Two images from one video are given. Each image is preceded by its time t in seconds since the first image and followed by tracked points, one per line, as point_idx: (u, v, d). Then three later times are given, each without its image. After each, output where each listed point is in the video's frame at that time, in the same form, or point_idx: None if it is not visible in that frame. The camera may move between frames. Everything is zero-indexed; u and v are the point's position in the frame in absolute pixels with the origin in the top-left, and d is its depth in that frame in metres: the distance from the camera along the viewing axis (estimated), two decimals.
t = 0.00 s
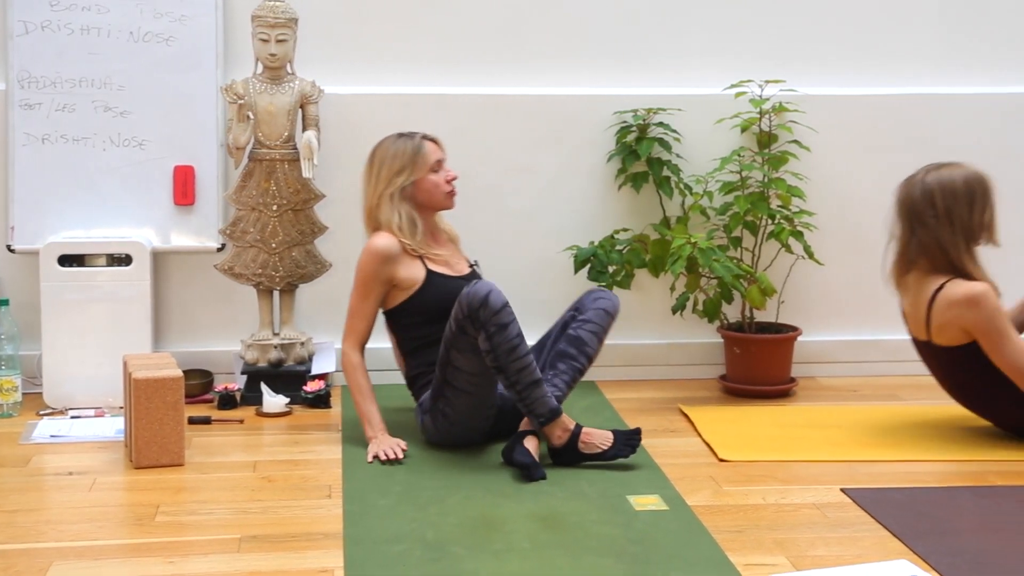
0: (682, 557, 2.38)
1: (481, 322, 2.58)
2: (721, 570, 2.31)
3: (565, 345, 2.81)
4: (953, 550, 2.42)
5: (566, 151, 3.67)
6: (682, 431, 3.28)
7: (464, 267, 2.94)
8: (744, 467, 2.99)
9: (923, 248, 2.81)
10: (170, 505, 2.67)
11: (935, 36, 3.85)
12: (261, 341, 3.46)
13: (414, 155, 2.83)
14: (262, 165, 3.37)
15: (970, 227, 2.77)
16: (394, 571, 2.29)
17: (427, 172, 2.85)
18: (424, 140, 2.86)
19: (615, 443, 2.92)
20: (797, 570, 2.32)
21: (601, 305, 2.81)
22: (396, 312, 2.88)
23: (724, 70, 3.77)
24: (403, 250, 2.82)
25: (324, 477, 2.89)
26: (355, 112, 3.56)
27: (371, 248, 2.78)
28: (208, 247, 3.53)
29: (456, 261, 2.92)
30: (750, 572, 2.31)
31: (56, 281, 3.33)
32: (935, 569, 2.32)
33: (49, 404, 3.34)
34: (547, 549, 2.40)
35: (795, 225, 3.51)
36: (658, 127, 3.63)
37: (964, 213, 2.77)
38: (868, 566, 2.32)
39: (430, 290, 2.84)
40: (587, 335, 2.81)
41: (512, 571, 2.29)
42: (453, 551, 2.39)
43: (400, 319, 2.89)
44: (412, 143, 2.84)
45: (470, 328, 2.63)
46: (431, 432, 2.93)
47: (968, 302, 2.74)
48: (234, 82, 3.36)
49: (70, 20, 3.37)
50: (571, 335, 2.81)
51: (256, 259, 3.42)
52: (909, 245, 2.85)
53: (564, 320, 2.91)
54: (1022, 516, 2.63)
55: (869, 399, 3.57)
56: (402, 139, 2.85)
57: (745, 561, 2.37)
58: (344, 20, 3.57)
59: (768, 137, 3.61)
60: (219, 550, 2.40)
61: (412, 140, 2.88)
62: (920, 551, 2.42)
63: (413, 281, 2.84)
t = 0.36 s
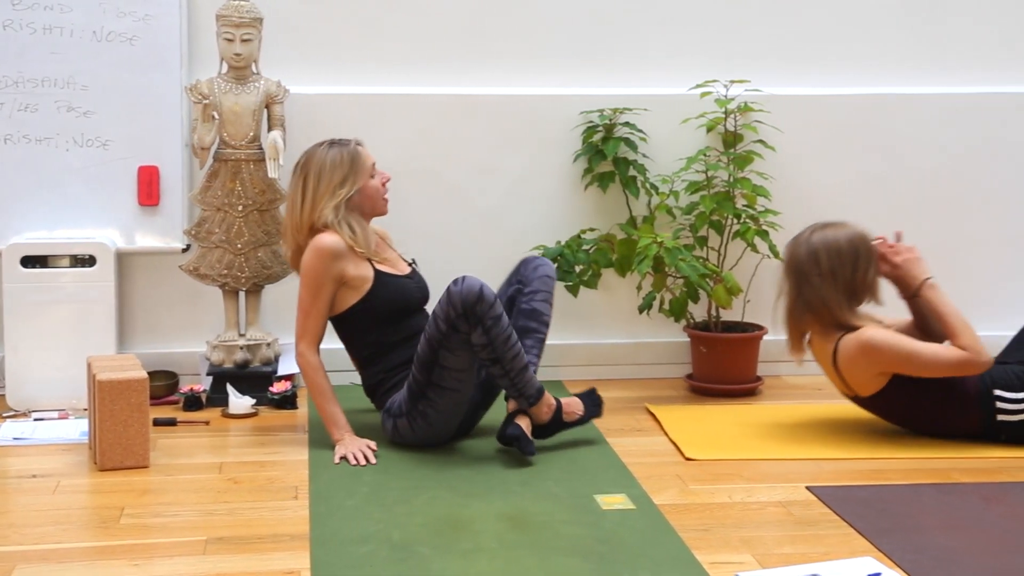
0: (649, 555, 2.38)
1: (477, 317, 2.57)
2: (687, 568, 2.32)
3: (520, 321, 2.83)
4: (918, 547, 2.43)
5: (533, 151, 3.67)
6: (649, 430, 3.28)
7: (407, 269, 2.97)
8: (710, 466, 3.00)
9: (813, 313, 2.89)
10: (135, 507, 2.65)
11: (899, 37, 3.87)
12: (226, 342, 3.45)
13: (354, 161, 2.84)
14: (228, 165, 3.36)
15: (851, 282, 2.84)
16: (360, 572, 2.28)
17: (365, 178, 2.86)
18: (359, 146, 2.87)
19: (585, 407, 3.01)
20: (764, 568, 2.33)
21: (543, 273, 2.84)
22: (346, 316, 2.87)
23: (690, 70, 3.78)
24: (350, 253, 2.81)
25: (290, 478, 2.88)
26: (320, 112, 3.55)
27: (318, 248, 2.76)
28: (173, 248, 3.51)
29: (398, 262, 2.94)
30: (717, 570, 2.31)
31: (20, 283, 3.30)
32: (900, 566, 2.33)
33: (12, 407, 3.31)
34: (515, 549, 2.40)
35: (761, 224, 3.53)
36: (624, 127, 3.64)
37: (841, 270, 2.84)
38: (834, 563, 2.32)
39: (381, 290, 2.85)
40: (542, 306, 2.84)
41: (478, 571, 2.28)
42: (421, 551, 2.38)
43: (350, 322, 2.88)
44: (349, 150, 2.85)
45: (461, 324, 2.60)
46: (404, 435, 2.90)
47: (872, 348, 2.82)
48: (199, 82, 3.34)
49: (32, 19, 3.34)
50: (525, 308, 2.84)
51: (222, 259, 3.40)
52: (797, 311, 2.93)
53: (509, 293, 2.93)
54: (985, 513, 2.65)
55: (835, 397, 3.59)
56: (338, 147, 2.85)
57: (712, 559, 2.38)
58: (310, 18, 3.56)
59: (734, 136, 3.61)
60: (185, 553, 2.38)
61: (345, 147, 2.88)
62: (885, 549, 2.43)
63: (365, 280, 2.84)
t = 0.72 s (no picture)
0: (617, 554, 2.38)
1: (499, 321, 2.75)
2: (655, 567, 2.32)
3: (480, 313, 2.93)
4: (884, 545, 2.44)
5: (500, 150, 3.67)
6: (617, 429, 3.29)
7: (377, 271, 2.99)
8: (677, 464, 3.01)
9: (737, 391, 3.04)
10: (100, 509, 2.64)
11: (864, 36, 3.90)
12: (193, 343, 3.44)
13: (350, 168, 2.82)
14: (194, 165, 3.34)
15: (742, 359, 2.95)
16: (328, 573, 2.27)
17: (357, 184, 2.85)
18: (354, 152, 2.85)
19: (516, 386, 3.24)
20: (731, 566, 2.33)
21: (492, 261, 2.89)
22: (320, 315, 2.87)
23: (656, 70, 3.80)
24: (332, 256, 2.81)
25: (258, 479, 2.87)
26: (286, 111, 3.54)
27: (304, 247, 2.74)
28: (139, 249, 3.50)
29: (371, 266, 2.96)
30: (684, 569, 2.32)
31: None
32: (866, 563, 2.34)
33: None
34: (484, 549, 2.39)
35: (728, 224, 3.54)
36: (591, 127, 3.65)
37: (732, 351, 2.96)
38: (801, 561, 2.33)
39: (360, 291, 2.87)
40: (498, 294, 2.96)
41: (446, 571, 2.28)
42: (389, 552, 2.38)
43: (324, 321, 2.88)
44: (344, 154, 2.83)
45: (481, 328, 2.75)
46: (384, 437, 2.92)
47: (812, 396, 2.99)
48: (164, 81, 3.32)
49: None
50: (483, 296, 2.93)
51: (188, 260, 3.39)
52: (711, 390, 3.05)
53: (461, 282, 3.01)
54: (949, 510, 2.67)
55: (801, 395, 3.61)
56: (334, 149, 2.82)
57: (679, 558, 2.38)
58: (275, 18, 3.55)
59: (701, 136, 3.67)
60: (151, 555, 2.37)
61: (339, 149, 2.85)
62: (851, 546, 2.43)
63: (343, 280, 2.85)
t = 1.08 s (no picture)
0: (591, 553, 2.38)
1: (489, 308, 2.80)
2: (629, 566, 2.32)
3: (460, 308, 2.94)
4: (856, 543, 2.45)
5: (474, 150, 3.68)
6: (591, 429, 3.30)
7: (375, 266, 3.00)
8: (651, 463, 3.02)
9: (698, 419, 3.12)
10: (72, 512, 2.62)
11: (836, 37, 3.92)
12: (165, 344, 3.42)
13: (361, 159, 2.83)
14: (166, 165, 3.32)
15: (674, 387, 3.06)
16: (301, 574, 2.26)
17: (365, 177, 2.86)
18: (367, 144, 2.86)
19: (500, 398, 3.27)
20: (704, 565, 2.34)
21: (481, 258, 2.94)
22: (321, 307, 2.87)
23: (629, 70, 3.81)
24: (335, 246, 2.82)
25: (231, 480, 2.85)
26: (258, 111, 3.53)
27: (311, 236, 2.75)
28: (111, 250, 3.48)
29: (371, 259, 2.96)
30: (658, 568, 2.32)
31: None
32: (839, 561, 2.35)
33: None
34: (458, 549, 2.39)
35: (701, 224, 3.57)
36: (565, 127, 3.66)
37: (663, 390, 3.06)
38: (775, 560, 2.33)
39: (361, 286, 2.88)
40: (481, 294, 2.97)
41: (420, 571, 2.27)
42: (363, 553, 2.37)
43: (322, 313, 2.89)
44: (356, 146, 2.84)
45: (472, 314, 2.79)
46: (367, 428, 2.90)
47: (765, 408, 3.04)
48: (135, 81, 3.30)
49: None
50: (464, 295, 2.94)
51: (160, 261, 3.37)
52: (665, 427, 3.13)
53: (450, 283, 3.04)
54: (921, 507, 2.68)
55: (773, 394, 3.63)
56: (347, 139, 2.83)
57: (653, 557, 2.38)
58: (246, 17, 3.54)
59: (674, 136, 3.69)
60: (124, 557, 2.36)
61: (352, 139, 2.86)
62: (824, 544, 2.44)
63: (344, 274, 2.85)
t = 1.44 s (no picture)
0: (572, 553, 2.38)
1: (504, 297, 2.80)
2: (610, 566, 2.31)
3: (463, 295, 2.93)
4: (837, 541, 2.45)
5: (455, 150, 3.68)
6: (572, 429, 3.30)
7: (361, 258, 2.96)
8: (632, 462, 3.02)
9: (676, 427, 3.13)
10: (51, 513, 2.60)
11: (815, 37, 3.94)
12: (146, 345, 3.40)
13: (350, 152, 2.79)
14: (146, 166, 3.31)
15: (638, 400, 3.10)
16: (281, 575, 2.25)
17: (354, 170, 2.82)
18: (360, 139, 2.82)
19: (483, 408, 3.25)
20: (685, 564, 2.34)
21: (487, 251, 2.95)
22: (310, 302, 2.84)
23: (609, 71, 3.82)
24: (318, 240, 2.78)
25: (212, 481, 2.84)
26: (238, 111, 3.53)
27: (296, 232, 2.71)
28: (91, 251, 3.47)
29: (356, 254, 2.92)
30: (639, 567, 2.32)
31: None
32: (820, 560, 2.35)
33: None
34: (439, 549, 2.38)
35: (682, 223, 3.57)
36: (546, 127, 3.67)
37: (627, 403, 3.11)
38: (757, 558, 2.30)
39: (349, 277, 2.85)
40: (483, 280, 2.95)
41: (400, 571, 2.26)
42: (344, 553, 2.36)
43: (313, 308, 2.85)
44: (348, 139, 2.80)
45: (488, 302, 2.79)
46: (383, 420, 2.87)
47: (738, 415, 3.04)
48: (115, 81, 3.29)
49: None
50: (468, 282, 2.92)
51: (140, 262, 3.36)
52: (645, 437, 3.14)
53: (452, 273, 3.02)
54: (902, 506, 2.69)
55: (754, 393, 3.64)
56: (340, 131, 2.80)
57: (635, 556, 2.38)
58: (226, 18, 3.55)
59: (655, 136, 3.70)
60: (103, 559, 2.34)
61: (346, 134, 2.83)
62: (804, 543, 2.44)
63: (331, 269, 2.81)
